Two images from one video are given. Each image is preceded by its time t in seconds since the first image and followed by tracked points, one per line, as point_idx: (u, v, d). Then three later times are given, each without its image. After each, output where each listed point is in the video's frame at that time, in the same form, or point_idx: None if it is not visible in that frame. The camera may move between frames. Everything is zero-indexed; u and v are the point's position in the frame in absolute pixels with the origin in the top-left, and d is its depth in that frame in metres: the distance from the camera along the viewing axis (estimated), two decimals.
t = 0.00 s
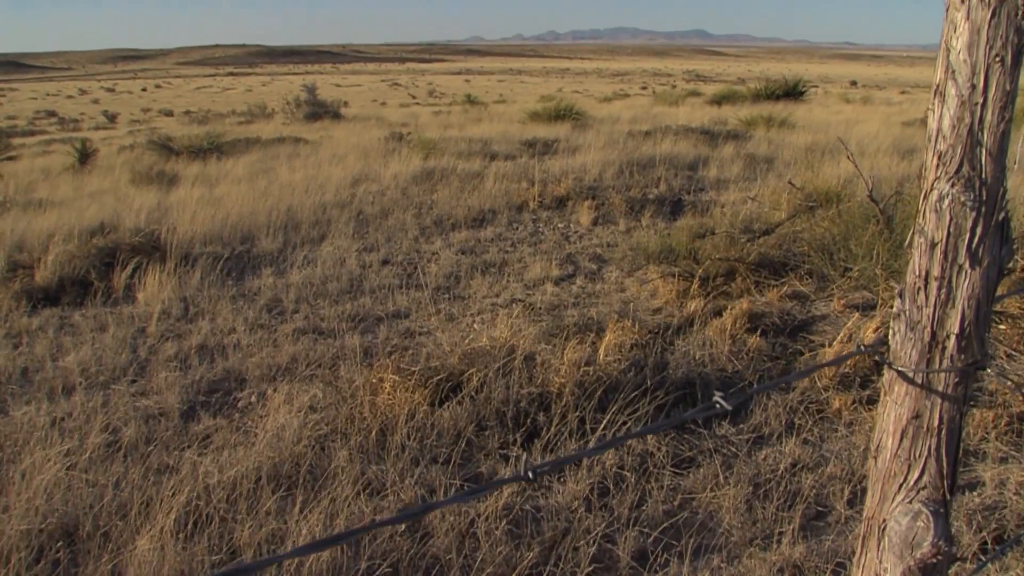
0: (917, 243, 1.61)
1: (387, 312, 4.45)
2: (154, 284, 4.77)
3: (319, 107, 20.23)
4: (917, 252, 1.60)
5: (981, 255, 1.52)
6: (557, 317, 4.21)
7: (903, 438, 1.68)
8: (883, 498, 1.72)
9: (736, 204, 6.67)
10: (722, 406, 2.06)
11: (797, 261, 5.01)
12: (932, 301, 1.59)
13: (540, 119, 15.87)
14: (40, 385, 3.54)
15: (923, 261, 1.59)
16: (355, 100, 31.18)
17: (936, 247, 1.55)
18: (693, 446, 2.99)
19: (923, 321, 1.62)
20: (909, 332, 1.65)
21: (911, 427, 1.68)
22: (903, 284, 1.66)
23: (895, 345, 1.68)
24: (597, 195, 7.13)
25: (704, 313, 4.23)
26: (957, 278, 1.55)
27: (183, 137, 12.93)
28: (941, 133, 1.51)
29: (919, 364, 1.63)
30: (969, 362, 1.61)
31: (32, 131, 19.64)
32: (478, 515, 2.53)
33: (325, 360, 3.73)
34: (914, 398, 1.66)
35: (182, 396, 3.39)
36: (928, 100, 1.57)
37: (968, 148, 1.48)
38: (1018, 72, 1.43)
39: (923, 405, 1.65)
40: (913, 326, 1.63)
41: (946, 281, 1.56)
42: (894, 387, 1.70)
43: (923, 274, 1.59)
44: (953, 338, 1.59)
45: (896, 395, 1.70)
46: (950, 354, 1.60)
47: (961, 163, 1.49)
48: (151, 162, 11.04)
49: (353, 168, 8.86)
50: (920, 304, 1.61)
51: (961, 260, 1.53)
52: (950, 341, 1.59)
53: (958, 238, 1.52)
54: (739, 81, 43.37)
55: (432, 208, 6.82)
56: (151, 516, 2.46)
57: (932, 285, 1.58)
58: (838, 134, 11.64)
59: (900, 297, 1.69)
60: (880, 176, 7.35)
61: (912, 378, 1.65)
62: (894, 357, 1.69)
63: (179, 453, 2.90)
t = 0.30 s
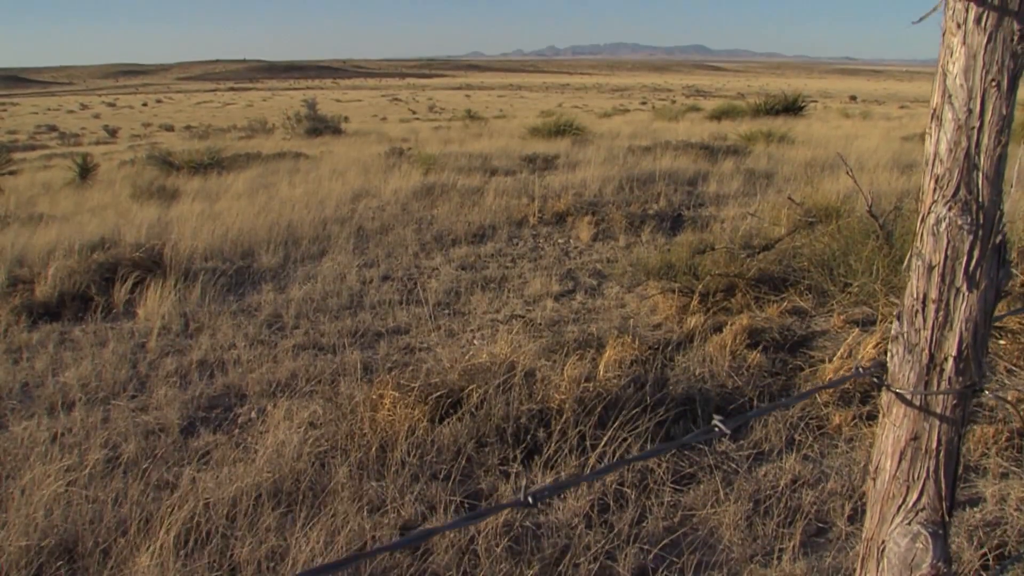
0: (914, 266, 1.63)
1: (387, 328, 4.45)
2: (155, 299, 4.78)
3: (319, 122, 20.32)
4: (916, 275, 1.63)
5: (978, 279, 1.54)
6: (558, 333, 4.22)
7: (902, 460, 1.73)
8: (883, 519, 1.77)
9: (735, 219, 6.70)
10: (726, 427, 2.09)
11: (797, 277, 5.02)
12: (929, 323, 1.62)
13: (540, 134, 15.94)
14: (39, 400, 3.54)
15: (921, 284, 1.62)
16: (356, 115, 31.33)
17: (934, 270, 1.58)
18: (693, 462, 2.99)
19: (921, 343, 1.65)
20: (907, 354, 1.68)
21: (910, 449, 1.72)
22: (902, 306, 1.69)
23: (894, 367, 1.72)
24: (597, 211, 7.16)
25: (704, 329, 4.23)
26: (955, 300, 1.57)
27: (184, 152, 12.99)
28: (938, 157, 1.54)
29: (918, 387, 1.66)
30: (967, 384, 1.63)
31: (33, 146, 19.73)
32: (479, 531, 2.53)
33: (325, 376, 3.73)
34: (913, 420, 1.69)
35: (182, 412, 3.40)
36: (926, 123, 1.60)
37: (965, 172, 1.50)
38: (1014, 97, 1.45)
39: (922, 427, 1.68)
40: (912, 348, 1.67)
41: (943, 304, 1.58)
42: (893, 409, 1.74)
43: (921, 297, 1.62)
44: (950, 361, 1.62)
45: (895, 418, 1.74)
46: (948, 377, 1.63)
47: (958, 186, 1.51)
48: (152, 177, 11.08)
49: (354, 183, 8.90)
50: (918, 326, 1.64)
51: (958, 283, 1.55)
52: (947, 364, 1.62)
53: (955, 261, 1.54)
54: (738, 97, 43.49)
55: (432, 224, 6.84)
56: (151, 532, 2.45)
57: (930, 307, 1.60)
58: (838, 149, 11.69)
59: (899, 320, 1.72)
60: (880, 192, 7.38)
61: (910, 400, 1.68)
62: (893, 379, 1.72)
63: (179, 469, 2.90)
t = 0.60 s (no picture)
0: (913, 287, 1.65)
1: (388, 343, 4.46)
2: (155, 314, 4.79)
3: (320, 136, 20.41)
4: (914, 295, 1.65)
5: (976, 299, 1.56)
6: (558, 348, 4.23)
7: (901, 480, 1.74)
8: (881, 539, 1.79)
9: (735, 234, 6.72)
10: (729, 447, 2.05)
11: (797, 291, 5.03)
12: (927, 344, 1.63)
13: (540, 148, 16.02)
14: (39, 415, 3.54)
15: (919, 305, 1.63)
16: (356, 129, 31.44)
17: (932, 291, 1.60)
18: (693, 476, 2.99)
19: (918, 364, 1.66)
20: (906, 375, 1.69)
21: (909, 469, 1.73)
22: (900, 326, 1.71)
23: (892, 388, 1.73)
24: (597, 225, 7.19)
25: (704, 343, 4.24)
26: (953, 321, 1.58)
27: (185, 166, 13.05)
28: (936, 179, 1.56)
29: (916, 408, 1.68)
30: (965, 405, 1.64)
31: (34, 160, 19.82)
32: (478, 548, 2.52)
33: (325, 391, 3.73)
34: (911, 440, 1.71)
35: (182, 427, 3.39)
36: (923, 145, 1.62)
37: (962, 194, 1.52)
38: (1010, 119, 1.47)
39: (920, 448, 1.70)
40: (910, 368, 1.68)
41: (941, 325, 1.60)
42: (891, 429, 1.75)
43: (920, 318, 1.64)
44: (949, 381, 1.63)
45: (893, 438, 1.75)
46: (946, 398, 1.64)
47: (956, 208, 1.53)
48: (152, 191, 11.11)
49: (355, 197, 8.94)
50: (916, 347, 1.65)
51: (956, 304, 1.57)
52: (946, 384, 1.63)
53: (953, 283, 1.56)
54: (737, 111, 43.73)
55: (432, 238, 6.87)
56: (151, 548, 2.45)
57: (928, 328, 1.62)
58: (837, 163, 11.74)
59: (897, 341, 1.74)
60: (879, 205, 7.41)
61: (909, 421, 1.69)
62: (891, 400, 1.73)
63: (179, 484, 2.89)
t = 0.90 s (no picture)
0: (911, 307, 1.66)
1: (388, 356, 4.47)
2: (155, 327, 4.80)
3: (320, 149, 20.50)
4: (913, 315, 1.66)
5: (974, 319, 1.57)
6: (558, 362, 4.24)
7: (900, 499, 1.75)
8: (881, 558, 1.80)
9: (735, 247, 6.74)
10: (726, 469, 2.08)
11: (797, 304, 5.04)
12: (926, 364, 1.64)
13: (540, 162, 16.09)
14: (39, 428, 3.54)
15: (918, 324, 1.64)
16: (356, 142, 31.59)
17: (930, 310, 1.61)
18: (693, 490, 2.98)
19: (917, 384, 1.67)
20: (904, 395, 1.70)
21: (908, 488, 1.73)
22: (899, 346, 1.72)
23: (890, 408, 1.74)
24: (597, 239, 7.21)
25: (704, 357, 4.25)
26: (951, 341, 1.59)
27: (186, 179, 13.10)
28: (933, 200, 1.57)
29: (915, 427, 1.68)
30: (964, 424, 1.65)
31: (34, 173, 19.90)
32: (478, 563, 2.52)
33: (325, 405, 3.74)
34: (910, 459, 1.71)
35: (181, 440, 3.39)
36: (921, 165, 1.64)
37: (960, 215, 1.53)
38: (1007, 140, 1.49)
39: (919, 467, 1.70)
40: (909, 388, 1.69)
41: (939, 345, 1.61)
42: (890, 449, 1.76)
43: (918, 338, 1.65)
44: (947, 401, 1.64)
45: (892, 457, 1.76)
46: (944, 417, 1.64)
47: (953, 229, 1.55)
48: (153, 204, 11.15)
49: (355, 211, 8.97)
50: (914, 367, 1.67)
51: (954, 324, 1.58)
52: (944, 404, 1.64)
53: (951, 302, 1.57)
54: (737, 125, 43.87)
55: (432, 252, 6.89)
56: (151, 562, 2.44)
57: (926, 348, 1.63)
58: (836, 177, 11.79)
59: (896, 360, 1.75)
60: (879, 218, 7.43)
61: (908, 441, 1.70)
62: (889, 420, 1.74)
63: (179, 498, 2.89)
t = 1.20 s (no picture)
0: (909, 324, 1.67)
1: (388, 369, 4.47)
2: (155, 339, 4.81)
3: (321, 161, 20.57)
4: (911, 333, 1.67)
5: (972, 337, 1.58)
6: (558, 374, 4.24)
7: (899, 516, 1.75)
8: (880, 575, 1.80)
9: (735, 259, 6.76)
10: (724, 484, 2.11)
11: (797, 316, 5.04)
12: (925, 381, 1.65)
13: (540, 174, 16.13)
14: (39, 440, 3.53)
15: (916, 342, 1.65)
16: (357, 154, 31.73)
17: (929, 328, 1.62)
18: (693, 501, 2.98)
19: (916, 401, 1.67)
20: (903, 412, 1.71)
21: (906, 505, 1.74)
22: (897, 364, 1.72)
23: (890, 425, 1.74)
24: (597, 251, 7.23)
25: (704, 369, 4.25)
26: (950, 359, 1.60)
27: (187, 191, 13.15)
28: (932, 218, 1.59)
29: (914, 444, 1.69)
30: (962, 442, 1.66)
31: (35, 184, 19.96)
32: None
33: (325, 417, 3.73)
34: (909, 477, 1.72)
35: (181, 453, 3.39)
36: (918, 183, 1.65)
37: (958, 233, 1.55)
38: (1004, 159, 1.51)
39: (918, 484, 1.71)
40: (908, 406, 1.69)
41: (938, 362, 1.62)
42: (889, 466, 1.76)
43: (917, 355, 1.65)
44: (946, 419, 1.64)
45: (891, 474, 1.76)
46: (944, 435, 1.65)
47: (952, 247, 1.56)
48: (153, 216, 11.18)
49: (355, 223, 9.00)
50: (913, 384, 1.67)
51: (952, 341, 1.59)
52: (943, 422, 1.64)
53: (949, 320, 1.58)
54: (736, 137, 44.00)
55: (432, 264, 6.91)
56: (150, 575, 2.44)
57: (925, 365, 1.64)
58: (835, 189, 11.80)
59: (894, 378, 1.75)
60: (879, 230, 7.45)
61: (906, 458, 1.70)
62: (888, 437, 1.74)
63: (179, 511, 2.88)
